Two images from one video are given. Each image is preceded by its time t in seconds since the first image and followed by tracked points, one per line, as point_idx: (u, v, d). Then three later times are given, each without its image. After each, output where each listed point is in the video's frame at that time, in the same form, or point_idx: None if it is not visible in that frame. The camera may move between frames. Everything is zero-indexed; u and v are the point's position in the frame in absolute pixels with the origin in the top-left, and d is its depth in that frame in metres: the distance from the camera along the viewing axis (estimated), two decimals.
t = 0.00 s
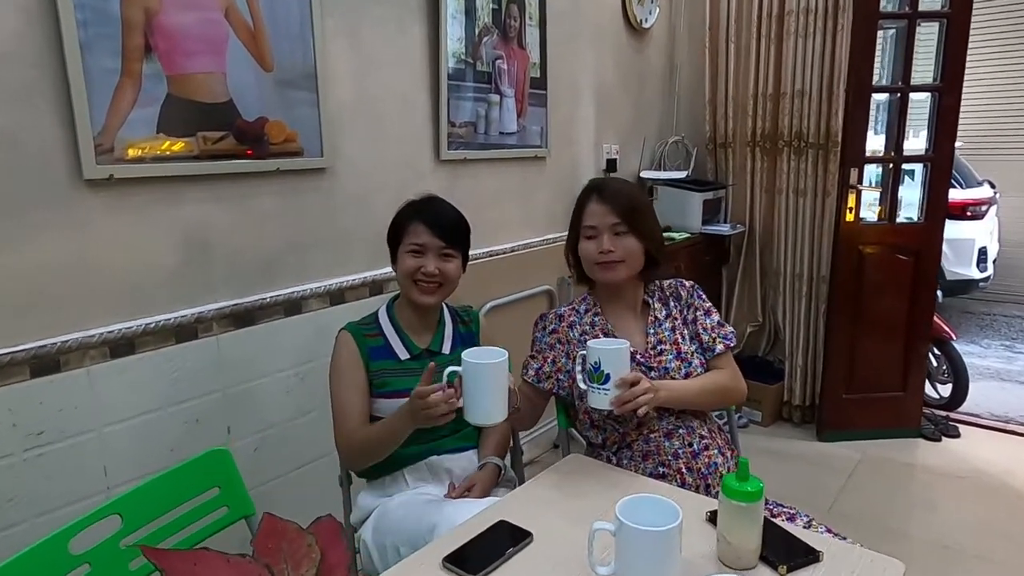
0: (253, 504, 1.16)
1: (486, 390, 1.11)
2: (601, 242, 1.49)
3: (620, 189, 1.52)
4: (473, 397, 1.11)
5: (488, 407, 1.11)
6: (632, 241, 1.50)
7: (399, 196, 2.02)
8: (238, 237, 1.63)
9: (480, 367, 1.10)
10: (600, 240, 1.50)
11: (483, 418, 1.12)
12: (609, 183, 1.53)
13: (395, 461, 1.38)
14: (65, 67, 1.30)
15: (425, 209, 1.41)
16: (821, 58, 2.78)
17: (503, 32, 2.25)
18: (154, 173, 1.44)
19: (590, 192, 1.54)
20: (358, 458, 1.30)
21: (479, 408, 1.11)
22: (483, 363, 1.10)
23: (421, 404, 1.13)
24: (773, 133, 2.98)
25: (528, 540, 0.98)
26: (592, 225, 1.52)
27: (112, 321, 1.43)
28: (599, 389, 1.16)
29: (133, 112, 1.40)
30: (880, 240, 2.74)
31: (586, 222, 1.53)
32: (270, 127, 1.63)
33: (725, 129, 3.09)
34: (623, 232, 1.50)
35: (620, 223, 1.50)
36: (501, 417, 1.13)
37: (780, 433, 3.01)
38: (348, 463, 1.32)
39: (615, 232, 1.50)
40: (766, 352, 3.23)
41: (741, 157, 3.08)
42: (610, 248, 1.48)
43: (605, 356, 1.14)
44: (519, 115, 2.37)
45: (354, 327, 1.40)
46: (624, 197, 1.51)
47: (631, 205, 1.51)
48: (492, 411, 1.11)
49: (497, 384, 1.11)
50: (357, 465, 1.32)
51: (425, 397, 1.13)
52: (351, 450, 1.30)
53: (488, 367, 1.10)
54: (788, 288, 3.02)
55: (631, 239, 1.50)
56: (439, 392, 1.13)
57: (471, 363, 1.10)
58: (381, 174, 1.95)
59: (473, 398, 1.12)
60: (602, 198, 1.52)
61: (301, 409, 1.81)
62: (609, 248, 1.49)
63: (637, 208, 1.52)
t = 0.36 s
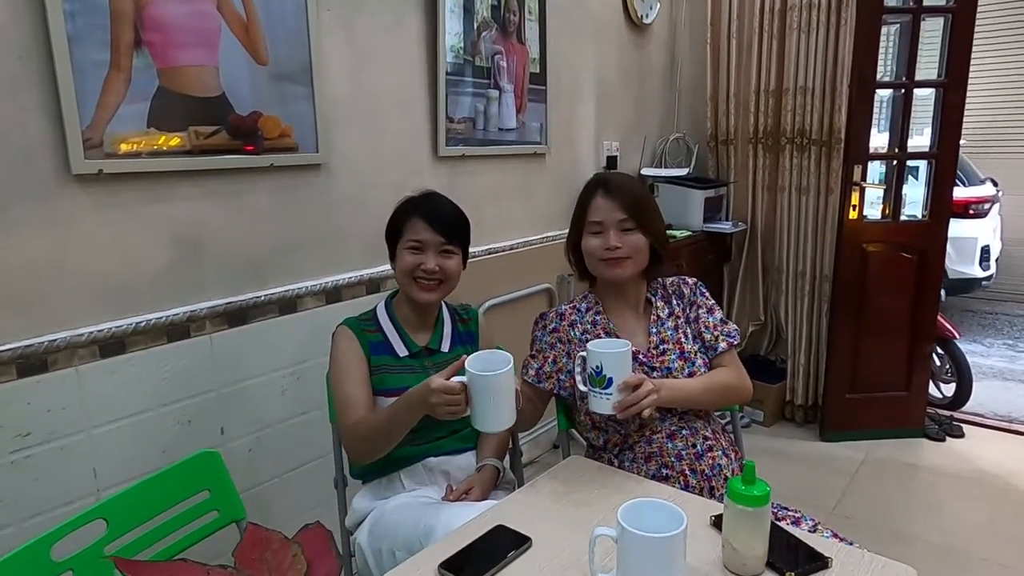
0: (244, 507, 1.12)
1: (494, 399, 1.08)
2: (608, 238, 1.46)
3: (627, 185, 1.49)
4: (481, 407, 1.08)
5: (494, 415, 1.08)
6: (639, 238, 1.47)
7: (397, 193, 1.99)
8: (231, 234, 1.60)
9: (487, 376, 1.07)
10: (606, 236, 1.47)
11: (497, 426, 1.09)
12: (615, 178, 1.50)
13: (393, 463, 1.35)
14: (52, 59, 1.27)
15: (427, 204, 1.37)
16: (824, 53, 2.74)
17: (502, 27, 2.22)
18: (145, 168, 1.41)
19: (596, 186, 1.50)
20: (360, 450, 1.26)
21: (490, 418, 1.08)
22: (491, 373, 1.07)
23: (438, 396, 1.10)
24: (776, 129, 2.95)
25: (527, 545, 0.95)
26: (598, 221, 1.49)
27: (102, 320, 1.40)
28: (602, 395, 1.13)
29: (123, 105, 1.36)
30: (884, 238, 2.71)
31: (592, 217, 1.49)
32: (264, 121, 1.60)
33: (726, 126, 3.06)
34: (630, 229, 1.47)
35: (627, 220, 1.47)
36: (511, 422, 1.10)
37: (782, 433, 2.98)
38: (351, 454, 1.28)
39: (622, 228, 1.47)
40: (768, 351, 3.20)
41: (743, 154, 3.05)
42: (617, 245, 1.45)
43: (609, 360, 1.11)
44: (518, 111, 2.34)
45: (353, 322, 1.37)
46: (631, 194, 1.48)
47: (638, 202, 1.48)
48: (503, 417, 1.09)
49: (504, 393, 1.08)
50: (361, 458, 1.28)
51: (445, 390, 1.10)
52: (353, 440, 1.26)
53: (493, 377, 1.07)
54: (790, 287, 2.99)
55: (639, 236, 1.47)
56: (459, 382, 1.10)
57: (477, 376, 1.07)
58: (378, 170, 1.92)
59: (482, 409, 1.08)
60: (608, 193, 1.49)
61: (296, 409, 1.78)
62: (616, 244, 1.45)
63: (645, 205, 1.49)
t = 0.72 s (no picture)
0: (240, 508, 1.11)
1: (465, 320, 1.04)
2: (603, 237, 1.45)
3: (621, 182, 1.47)
4: (451, 328, 1.04)
5: (470, 336, 1.04)
6: (635, 235, 1.45)
7: (396, 192, 1.97)
8: (228, 232, 1.58)
9: (459, 298, 1.03)
10: (601, 234, 1.46)
11: (468, 352, 1.05)
12: (610, 176, 1.48)
13: (393, 462, 1.35)
14: (47, 55, 1.25)
15: (428, 201, 1.36)
16: (826, 51, 2.73)
17: (502, 24, 2.21)
18: (141, 166, 1.40)
19: (591, 184, 1.49)
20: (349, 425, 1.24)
21: (459, 342, 1.04)
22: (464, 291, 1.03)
23: (414, 323, 1.08)
24: (777, 128, 2.93)
25: (526, 547, 0.94)
26: (593, 219, 1.47)
27: (98, 319, 1.39)
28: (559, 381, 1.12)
29: (119, 103, 1.35)
30: (886, 236, 2.70)
31: (586, 216, 1.48)
32: (262, 119, 1.59)
33: (728, 124, 3.04)
34: (625, 226, 1.46)
35: (622, 217, 1.46)
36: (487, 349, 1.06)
37: (784, 432, 2.96)
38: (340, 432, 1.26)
39: (616, 225, 1.46)
40: (770, 350, 3.19)
41: (745, 153, 3.03)
42: (612, 243, 1.44)
43: (567, 347, 1.10)
44: (518, 109, 2.33)
45: (358, 315, 1.37)
46: (627, 191, 1.46)
47: (634, 199, 1.47)
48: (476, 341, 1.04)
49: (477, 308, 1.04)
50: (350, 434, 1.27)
51: (419, 312, 1.08)
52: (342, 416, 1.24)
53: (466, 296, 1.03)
54: (792, 286, 2.98)
55: (634, 233, 1.46)
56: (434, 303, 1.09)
57: (449, 295, 1.03)
58: (377, 168, 1.91)
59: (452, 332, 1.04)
60: (603, 190, 1.47)
61: (295, 409, 1.77)
62: (610, 242, 1.44)
63: (641, 202, 1.48)
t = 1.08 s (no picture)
0: (244, 511, 1.11)
1: (404, 274, 1.05)
2: (585, 239, 1.45)
3: (604, 182, 1.46)
4: (389, 281, 1.05)
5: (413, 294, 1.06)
6: (618, 235, 1.44)
7: (400, 192, 1.97)
8: (232, 233, 1.58)
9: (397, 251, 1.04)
10: (585, 236, 1.45)
11: (411, 307, 1.06)
12: (595, 177, 1.48)
13: (394, 465, 1.34)
14: (49, 56, 1.25)
15: (433, 201, 1.36)
16: (830, 51, 2.71)
17: (505, 24, 2.20)
18: (145, 167, 1.39)
19: (577, 188, 1.49)
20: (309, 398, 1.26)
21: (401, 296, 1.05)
22: (402, 243, 1.04)
23: (354, 283, 1.10)
24: (781, 127, 2.92)
25: (532, 552, 0.93)
26: (578, 221, 1.47)
27: (101, 321, 1.38)
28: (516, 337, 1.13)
29: (123, 103, 1.35)
30: (890, 237, 2.69)
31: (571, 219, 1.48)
32: (265, 119, 1.58)
33: (732, 124, 3.03)
34: (608, 226, 1.45)
35: (605, 217, 1.45)
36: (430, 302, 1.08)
37: (787, 433, 2.95)
38: (300, 406, 1.28)
39: (599, 226, 1.45)
40: (773, 351, 3.19)
41: (749, 153, 3.02)
42: (594, 244, 1.43)
43: (523, 305, 1.11)
44: (522, 109, 2.32)
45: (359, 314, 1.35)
46: (609, 191, 1.45)
47: (616, 198, 1.45)
48: (419, 294, 1.06)
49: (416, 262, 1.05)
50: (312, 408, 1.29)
51: (356, 268, 1.10)
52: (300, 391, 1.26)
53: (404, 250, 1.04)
54: (795, 286, 2.97)
55: (618, 233, 1.44)
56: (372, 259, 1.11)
57: (387, 249, 1.04)
58: (380, 169, 1.90)
59: (393, 286, 1.05)
60: (587, 192, 1.47)
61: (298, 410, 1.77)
62: (593, 244, 1.43)
63: (624, 201, 1.45)
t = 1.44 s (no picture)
0: (249, 512, 1.10)
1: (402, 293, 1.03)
2: (593, 238, 1.44)
3: (609, 181, 1.46)
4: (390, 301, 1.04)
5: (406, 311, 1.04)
6: (626, 234, 1.43)
7: (403, 191, 1.96)
8: (235, 232, 1.57)
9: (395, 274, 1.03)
10: (592, 235, 1.45)
11: (405, 325, 1.05)
12: (601, 176, 1.47)
13: (399, 465, 1.34)
14: (53, 54, 1.24)
15: (439, 200, 1.35)
16: (834, 49, 2.71)
17: (509, 22, 2.19)
18: (149, 166, 1.39)
19: (584, 187, 1.48)
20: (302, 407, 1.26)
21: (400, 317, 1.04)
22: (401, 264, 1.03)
23: (353, 302, 1.09)
24: (785, 126, 2.91)
25: (539, 553, 0.92)
26: (584, 221, 1.47)
27: (105, 320, 1.38)
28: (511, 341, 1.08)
29: (126, 102, 1.34)
30: (893, 236, 2.69)
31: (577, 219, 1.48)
32: (269, 118, 1.58)
33: (735, 123, 3.02)
34: (615, 225, 1.44)
35: (612, 216, 1.44)
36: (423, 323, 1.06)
37: (791, 432, 2.94)
38: (291, 416, 1.28)
39: (607, 225, 1.44)
40: (776, 350, 3.19)
41: (752, 151, 3.01)
42: (602, 243, 1.43)
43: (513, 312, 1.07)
44: (525, 107, 2.31)
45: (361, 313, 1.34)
46: (616, 190, 1.44)
47: (623, 197, 1.44)
48: (413, 313, 1.04)
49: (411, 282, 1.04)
50: (305, 419, 1.28)
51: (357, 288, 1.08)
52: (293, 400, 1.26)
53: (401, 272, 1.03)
54: (799, 285, 2.96)
55: (626, 232, 1.44)
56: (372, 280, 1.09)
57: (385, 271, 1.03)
58: (384, 167, 1.90)
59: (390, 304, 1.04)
60: (592, 191, 1.46)
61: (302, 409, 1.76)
62: (601, 243, 1.43)
63: (632, 199, 1.45)
